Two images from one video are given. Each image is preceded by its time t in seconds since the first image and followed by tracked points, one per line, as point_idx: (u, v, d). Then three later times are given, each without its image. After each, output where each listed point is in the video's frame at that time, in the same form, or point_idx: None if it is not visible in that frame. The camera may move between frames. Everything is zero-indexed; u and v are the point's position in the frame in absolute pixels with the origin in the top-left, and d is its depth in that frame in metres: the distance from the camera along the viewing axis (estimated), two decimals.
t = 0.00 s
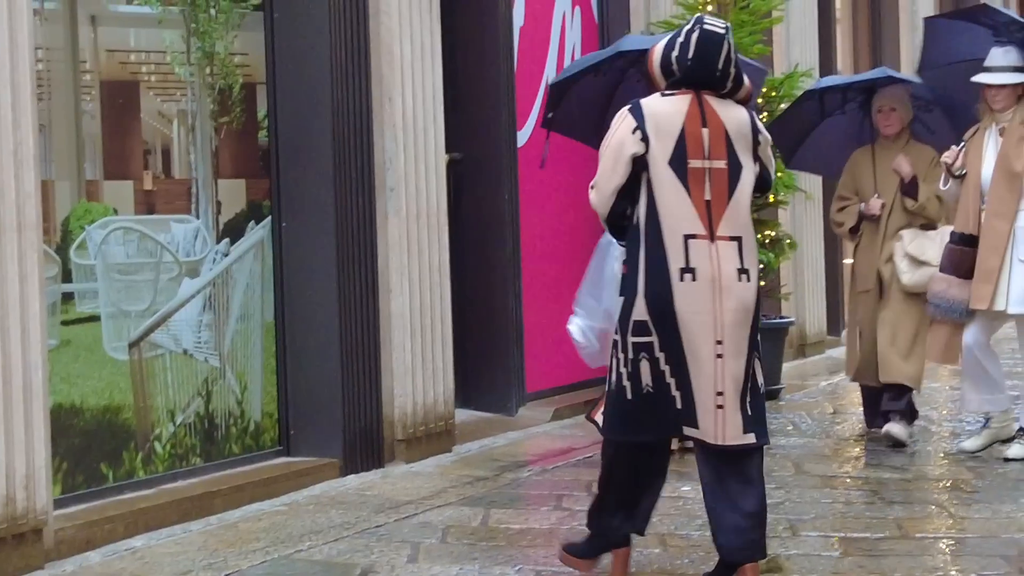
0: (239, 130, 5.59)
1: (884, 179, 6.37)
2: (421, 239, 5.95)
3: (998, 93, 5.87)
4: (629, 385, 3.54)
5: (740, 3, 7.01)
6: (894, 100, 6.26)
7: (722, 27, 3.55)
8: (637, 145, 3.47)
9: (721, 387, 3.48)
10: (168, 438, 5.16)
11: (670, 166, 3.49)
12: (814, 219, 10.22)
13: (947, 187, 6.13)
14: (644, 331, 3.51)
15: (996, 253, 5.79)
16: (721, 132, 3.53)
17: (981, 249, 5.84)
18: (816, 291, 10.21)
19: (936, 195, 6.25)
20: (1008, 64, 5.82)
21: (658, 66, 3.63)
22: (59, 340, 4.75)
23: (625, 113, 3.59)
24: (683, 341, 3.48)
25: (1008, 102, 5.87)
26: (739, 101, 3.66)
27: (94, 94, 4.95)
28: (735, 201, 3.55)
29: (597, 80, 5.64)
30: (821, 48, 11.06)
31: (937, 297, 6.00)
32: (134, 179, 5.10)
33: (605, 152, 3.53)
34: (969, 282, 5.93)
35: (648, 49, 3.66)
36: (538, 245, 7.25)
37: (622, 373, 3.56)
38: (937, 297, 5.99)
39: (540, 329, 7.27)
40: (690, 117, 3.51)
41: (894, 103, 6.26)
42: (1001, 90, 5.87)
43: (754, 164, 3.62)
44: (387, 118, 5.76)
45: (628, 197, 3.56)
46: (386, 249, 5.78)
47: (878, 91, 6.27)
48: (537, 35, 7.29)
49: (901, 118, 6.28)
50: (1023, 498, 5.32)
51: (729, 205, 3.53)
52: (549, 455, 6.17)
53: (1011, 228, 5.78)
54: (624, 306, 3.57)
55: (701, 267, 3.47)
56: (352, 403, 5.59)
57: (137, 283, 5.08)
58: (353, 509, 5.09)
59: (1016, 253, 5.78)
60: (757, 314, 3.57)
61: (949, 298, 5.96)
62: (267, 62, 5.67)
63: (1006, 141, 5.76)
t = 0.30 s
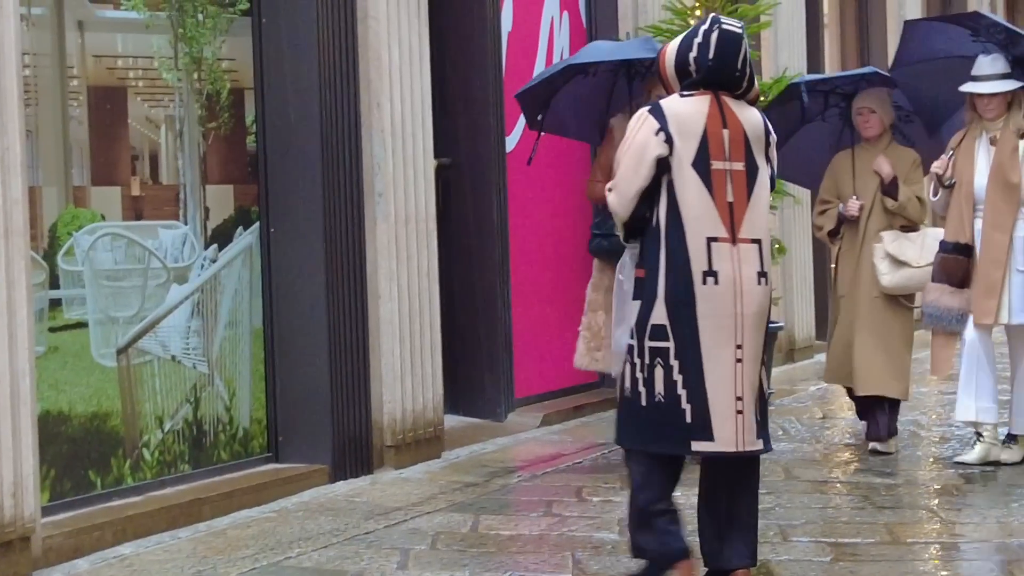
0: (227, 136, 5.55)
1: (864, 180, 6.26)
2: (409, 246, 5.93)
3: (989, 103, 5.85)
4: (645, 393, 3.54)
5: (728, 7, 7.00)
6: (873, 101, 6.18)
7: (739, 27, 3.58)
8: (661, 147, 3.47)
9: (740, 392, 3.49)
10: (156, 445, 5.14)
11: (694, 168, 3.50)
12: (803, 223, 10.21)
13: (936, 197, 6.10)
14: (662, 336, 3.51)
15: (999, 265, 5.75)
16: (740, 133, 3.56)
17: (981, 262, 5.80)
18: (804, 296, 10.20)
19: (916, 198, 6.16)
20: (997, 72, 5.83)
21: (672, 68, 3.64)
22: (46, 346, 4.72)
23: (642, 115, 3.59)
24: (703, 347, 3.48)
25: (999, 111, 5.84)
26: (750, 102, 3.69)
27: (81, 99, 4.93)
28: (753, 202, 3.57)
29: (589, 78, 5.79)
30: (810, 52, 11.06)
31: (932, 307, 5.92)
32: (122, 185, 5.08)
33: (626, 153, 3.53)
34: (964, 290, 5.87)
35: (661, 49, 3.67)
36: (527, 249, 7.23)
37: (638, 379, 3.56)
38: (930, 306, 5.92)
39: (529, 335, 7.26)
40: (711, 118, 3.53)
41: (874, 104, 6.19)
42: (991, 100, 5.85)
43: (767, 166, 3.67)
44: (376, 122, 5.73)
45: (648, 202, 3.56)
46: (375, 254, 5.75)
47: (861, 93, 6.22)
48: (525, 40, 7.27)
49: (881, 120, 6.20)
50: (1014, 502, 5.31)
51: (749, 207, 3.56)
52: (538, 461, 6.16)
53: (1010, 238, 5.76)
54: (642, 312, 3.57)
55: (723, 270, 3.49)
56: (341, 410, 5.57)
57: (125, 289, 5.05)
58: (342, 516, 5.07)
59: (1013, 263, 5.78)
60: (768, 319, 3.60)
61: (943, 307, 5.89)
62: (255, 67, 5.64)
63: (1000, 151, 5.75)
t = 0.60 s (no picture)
0: (220, 138, 5.54)
1: (847, 177, 6.17)
2: (402, 248, 5.92)
3: (982, 108, 5.69)
4: (663, 400, 3.30)
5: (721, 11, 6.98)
6: (854, 97, 6.11)
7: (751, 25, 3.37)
8: (684, 149, 3.25)
9: (751, 396, 3.30)
10: (148, 448, 5.12)
11: (714, 171, 3.29)
12: (796, 225, 10.21)
13: (930, 208, 5.83)
14: (682, 340, 3.26)
15: (1001, 277, 5.53)
16: (751, 135, 3.37)
17: (983, 275, 5.57)
18: (797, 298, 10.21)
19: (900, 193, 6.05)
20: (987, 78, 5.64)
21: (679, 66, 3.40)
22: (38, 350, 4.71)
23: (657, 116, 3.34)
24: (722, 350, 3.26)
25: (992, 117, 5.68)
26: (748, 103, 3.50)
27: (73, 102, 4.91)
28: (764, 204, 3.38)
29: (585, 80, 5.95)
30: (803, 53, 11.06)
31: (931, 323, 5.69)
32: (114, 187, 5.06)
33: (643, 155, 3.29)
34: (959, 303, 5.65)
35: (667, 47, 3.43)
36: (520, 252, 7.22)
37: (660, 386, 3.30)
38: (929, 322, 5.69)
39: (522, 338, 7.24)
40: (727, 119, 3.31)
41: (856, 101, 6.12)
42: (984, 105, 5.68)
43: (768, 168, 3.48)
44: (368, 125, 5.72)
45: (666, 209, 3.32)
46: (368, 257, 5.75)
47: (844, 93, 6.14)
48: (517, 41, 7.26)
49: (864, 117, 6.13)
50: (1009, 505, 5.30)
51: (761, 210, 3.37)
52: (531, 464, 6.15)
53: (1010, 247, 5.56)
54: (660, 317, 3.31)
55: (742, 273, 3.28)
56: (333, 413, 5.56)
57: (116, 292, 5.03)
58: (336, 519, 5.06)
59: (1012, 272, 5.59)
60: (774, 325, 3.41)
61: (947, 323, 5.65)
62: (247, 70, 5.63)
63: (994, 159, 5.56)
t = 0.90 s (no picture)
0: (211, 140, 5.52)
1: (830, 186, 6.13)
2: (394, 250, 5.91)
3: (972, 106, 5.66)
4: (706, 408, 3.62)
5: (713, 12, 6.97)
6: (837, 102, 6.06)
7: (757, 31, 3.83)
8: (720, 153, 3.58)
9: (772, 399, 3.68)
10: (140, 451, 5.10)
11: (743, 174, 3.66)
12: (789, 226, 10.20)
13: (923, 212, 5.78)
14: (722, 348, 3.61)
15: (1000, 274, 5.50)
16: (765, 139, 3.77)
17: (982, 274, 5.52)
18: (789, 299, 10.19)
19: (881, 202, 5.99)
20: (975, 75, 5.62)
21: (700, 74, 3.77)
22: (28, 353, 4.69)
23: (681, 121, 3.64)
24: (753, 357, 3.65)
25: (982, 113, 5.65)
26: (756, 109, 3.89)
27: (63, 103, 4.89)
28: (773, 209, 3.80)
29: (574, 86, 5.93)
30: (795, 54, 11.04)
31: (936, 330, 5.66)
32: (104, 189, 5.04)
33: (674, 158, 3.59)
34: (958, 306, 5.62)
35: (682, 48, 3.77)
36: (512, 253, 7.21)
37: (699, 393, 3.64)
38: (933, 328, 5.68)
39: (515, 340, 7.23)
40: (749, 123, 3.70)
41: (838, 106, 6.06)
42: (974, 102, 5.66)
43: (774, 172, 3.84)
44: (360, 126, 5.71)
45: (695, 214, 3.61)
46: (359, 259, 5.73)
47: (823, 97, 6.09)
48: (508, 41, 7.25)
49: (845, 121, 6.06)
50: (1002, 506, 5.29)
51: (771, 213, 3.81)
52: (523, 466, 6.13)
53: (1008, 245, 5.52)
54: (695, 327, 3.66)
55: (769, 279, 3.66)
56: (325, 416, 5.55)
57: (107, 294, 5.02)
58: (327, 522, 5.04)
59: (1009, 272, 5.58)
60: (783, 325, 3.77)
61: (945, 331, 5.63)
62: (238, 71, 5.61)
63: (986, 159, 5.54)
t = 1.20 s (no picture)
0: (202, 141, 5.50)
1: (808, 189, 6.04)
2: (386, 251, 5.90)
3: (968, 100, 5.52)
4: (745, 416, 3.50)
5: (706, 12, 6.96)
6: (816, 104, 5.98)
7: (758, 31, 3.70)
8: (753, 155, 3.42)
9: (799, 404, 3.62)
10: (130, 452, 5.09)
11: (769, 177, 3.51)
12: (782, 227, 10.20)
13: (920, 207, 5.63)
14: (764, 354, 3.49)
15: (1000, 270, 5.37)
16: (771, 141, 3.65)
17: (981, 271, 5.40)
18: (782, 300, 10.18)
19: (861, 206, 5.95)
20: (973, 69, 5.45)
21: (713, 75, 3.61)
22: (18, 354, 4.68)
23: (708, 120, 3.45)
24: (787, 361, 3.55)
25: (978, 107, 5.52)
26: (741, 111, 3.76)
27: (53, 104, 4.88)
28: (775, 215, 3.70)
29: (561, 85, 5.91)
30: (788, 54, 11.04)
31: (937, 330, 5.56)
32: (94, 190, 5.02)
33: (709, 159, 3.40)
34: (964, 303, 5.52)
35: (701, 45, 3.57)
36: (505, 255, 7.20)
37: (735, 401, 3.51)
38: (935, 326, 5.56)
39: (507, 341, 7.22)
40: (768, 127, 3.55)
41: (817, 108, 5.98)
42: (970, 97, 5.51)
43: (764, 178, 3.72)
44: (352, 127, 5.70)
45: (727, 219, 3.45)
46: (351, 260, 5.73)
47: (800, 100, 6.01)
48: (500, 41, 7.24)
49: (824, 126, 5.99)
50: (995, 507, 5.29)
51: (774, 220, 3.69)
52: (516, 467, 6.12)
53: (1009, 240, 5.40)
54: (730, 332, 3.52)
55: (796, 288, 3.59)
56: (317, 417, 5.53)
57: (98, 295, 5.00)
58: (319, 524, 5.03)
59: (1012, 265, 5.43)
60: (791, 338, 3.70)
61: (949, 327, 5.52)
62: (229, 71, 5.59)
63: (986, 150, 5.43)
